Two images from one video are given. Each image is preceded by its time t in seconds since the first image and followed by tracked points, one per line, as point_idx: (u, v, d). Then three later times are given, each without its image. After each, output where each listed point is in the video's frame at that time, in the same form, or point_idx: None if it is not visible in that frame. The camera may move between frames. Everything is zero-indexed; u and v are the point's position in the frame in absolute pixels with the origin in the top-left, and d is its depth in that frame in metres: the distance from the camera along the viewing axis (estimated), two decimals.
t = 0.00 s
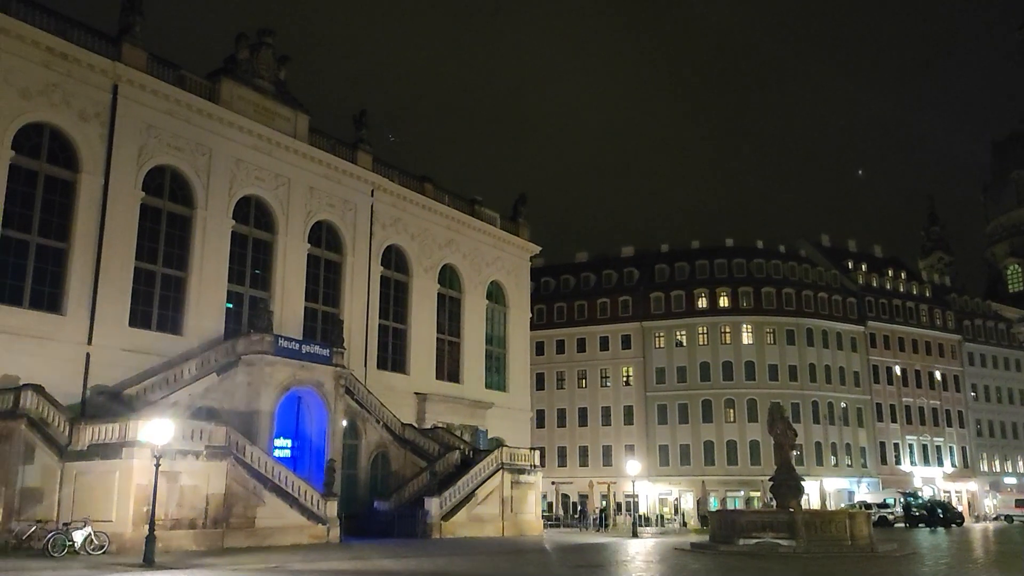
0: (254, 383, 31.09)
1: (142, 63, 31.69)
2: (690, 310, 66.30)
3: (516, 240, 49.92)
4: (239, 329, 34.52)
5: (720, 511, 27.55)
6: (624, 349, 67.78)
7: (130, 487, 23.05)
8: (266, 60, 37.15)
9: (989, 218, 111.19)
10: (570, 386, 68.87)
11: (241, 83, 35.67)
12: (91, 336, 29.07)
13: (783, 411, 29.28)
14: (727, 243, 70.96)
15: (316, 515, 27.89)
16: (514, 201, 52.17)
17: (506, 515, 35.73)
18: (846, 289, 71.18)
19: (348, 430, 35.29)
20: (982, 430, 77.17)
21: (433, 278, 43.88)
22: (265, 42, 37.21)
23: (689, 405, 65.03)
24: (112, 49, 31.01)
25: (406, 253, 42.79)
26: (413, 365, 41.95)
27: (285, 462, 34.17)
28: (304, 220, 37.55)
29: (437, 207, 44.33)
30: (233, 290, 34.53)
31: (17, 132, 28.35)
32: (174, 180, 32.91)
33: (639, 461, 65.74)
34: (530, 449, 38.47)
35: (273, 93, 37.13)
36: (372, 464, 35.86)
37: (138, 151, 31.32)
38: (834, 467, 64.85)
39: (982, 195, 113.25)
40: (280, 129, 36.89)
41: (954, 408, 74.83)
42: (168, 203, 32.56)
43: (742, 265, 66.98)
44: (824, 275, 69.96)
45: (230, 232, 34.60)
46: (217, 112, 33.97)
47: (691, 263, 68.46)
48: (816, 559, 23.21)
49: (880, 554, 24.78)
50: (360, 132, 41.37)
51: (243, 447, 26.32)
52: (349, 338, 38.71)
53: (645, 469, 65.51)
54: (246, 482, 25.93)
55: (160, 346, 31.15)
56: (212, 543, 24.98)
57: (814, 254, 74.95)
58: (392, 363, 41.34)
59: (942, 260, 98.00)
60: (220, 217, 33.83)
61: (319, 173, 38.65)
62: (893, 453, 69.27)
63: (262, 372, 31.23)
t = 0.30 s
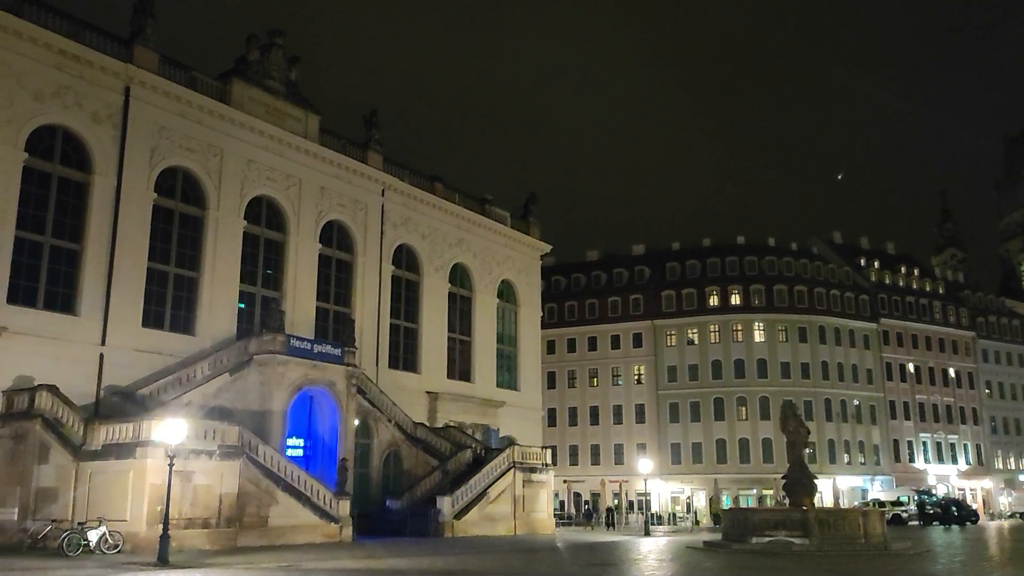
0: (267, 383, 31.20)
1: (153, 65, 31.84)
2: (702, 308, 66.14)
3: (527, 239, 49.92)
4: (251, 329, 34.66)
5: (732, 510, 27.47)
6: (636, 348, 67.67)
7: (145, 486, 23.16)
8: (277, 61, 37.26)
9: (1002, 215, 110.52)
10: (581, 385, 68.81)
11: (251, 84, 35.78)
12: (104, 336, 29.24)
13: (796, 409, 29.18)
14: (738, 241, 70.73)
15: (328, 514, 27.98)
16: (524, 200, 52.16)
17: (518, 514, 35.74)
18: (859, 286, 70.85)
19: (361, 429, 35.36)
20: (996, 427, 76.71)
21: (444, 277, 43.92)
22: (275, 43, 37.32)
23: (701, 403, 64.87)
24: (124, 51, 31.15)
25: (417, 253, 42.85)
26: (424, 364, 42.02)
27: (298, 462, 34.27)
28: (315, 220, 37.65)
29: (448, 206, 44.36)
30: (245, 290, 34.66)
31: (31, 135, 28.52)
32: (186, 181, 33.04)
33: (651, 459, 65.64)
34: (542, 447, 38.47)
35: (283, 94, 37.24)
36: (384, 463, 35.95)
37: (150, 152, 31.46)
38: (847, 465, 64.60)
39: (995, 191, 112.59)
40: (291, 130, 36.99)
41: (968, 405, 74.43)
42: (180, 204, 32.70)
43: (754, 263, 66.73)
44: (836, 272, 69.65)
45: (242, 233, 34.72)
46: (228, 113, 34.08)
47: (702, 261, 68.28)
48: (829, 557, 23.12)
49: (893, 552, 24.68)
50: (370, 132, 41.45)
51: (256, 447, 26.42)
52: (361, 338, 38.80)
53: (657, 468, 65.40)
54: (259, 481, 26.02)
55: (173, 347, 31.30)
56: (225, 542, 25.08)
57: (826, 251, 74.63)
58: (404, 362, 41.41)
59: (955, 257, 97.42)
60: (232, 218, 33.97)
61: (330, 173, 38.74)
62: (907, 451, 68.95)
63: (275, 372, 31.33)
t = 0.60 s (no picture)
0: (278, 384, 31.32)
1: (164, 68, 31.98)
2: (713, 307, 66.00)
3: (537, 239, 49.94)
4: (263, 330, 34.78)
5: (744, 509, 27.42)
6: (647, 347, 67.56)
7: (158, 487, 23.28)
8: (286, 63, 37.37)
9: (1016, 212, 109.81)
10: (592, 385, 68.78)
11: (262, 86, 35.91)
12: (117, 338, 29.39)
13: (808, 408, 29.06)
14: (749, 240, 70.54)
15: (340, 514, 28.06)
16: (534, 200, 52.16)
17: (529, 514, 35.74)
18: (871, 284, 70.54)
19: (372, 430, 35.46)
20: (1011, 426, 76.22)
21: (454, 277, 43.95)
22: (285, 45, 37.43)
23: (712, 403, 64.71)
24: (135, 54, 31.31)
25: (427, 253, 42.90)
26: (435, 365, 42.07)
27: (309, 462, 34.20)
28: (326, 221, 37.73)
29: (458, 207, 44.40)
30: (256, 292, 34.78)
31: (43, 138, 28.68)
32: (197, 183, 33.17)
33: (663, 459, 65.53)
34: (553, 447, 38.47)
35: (294, 95, 37.35)
36: (396, 463, 36.03)
37: (161, 155, 31.60)
38: (860, 465, 64.32)
39: (1009, 188, 111.89)
40: (301, 132, 37.09)
41: (982, 404, 74.03)
42: (192, 206, 32.83)
43: (765, 262, 66.53)
44: (848, 271, 69.36)
45: (253, 235, 34.84)
46: (238, 115, 34.21)
47: (713, 260, 68.10)
48: (843, 557, 23.03)
49: (907, 552, 24.55)
50: (380, 134, 41.52)
51: (268, 448, 26.51)
52: (372, 339, 38.87)
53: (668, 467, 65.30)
54: (272, 482, 26.11)
55: (186, 348, 31.45)
56: (238, 542, 25.16)
57: (838, 250, 74.32)
58: (415, 363, 41.47)
59: (968, 254, 96.83)
60: (243, 219, 34.09)
61: (341, 174, 38.83)
62: (920, 450, 68.64)
63: (287, 373, 31.43)
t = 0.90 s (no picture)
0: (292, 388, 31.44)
1: (179, 74, 32.20)
2: (726, 310, 65.82)
3: (550, 242, 49.95)
4: (277, 334, 34.93)
5: (759, 512, 27.34)
6: (660, 350, 67.41)
7: (174, 491, 23.38)
8: (300, 68, 37.59)
9: None
10: (605, 387, 68.67)
11: (275, 91, 36.09)
12: (133, 343, 29.57)
13: (823, 410, 28.94)
14: (762, 242, 70.31)
15: (355, 517, 28.12)
16: (547, 203, 52.18)
17: (543, 517, 35.71)
18: (886, 286, 70.19)
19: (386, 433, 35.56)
20: None
21: (467, 281, 44.00)
22: (298, 50, 37.63)
23: (726, 405, 64.48)
24: (150, 60, 31.53)
25: (440, 256, 42.97)
26: (448, 368, 42.12)
27: (324, 466, 34.30)
28: (339, 225, 37.86)
29: (470, 211, 44.49)
30: (271, 296, 34.94)
31: (60, 144, 28.93)
32: (212, 188, 33.36)
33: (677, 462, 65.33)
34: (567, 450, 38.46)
35: (307, 100, 37.52)
36: (410, 466, 36.11)
37: (176, 160, 31.81)
38: (876, 467, 63.93)
39: None
40: (314, 136, 37.26)
41: (999, 406, 73.50)
42: (206, 211, 33.01)
43: (779, 263, 66.32)
44: (863, 272, 69.02)
45: (267, 239, 35.00)
46: (252, 120, 34.40)
47: (726, 262, 67.93)
48: (860, 560, 22.91)
49: (924, 554, 24.39)
50: (393, 137, 41.64)
51: (283, 451, 26.62)
52: (386, 342, 38.96)
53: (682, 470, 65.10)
54: (286, 485, 26.20)
55: (201, 352, 31.61)
56: (254, 545, 25.25)
57: (852, 251, 74.00)
58: (428, 366, 41.54)
59: (984, 255, 96.15)
60: (257, 224, 34.27)
61: (354, 178, 38.98)
62: (937, 452, 68.19)
63: (301, 376, 31.56)
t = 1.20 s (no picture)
0: (307, 389, 31.55)
1: (194, 77, 32.37)
2: (740, 310, 65.60)
3: (563, 242, 49.93)
4: (291, 335, 35.05)
5: (775, 513, 27.22)
6: (674, 350, 67.25)
7: (189, 491, 23.48)
8: (313, 70, 37.75)
9: None
10: (619, 388, 68.57)
11: (289, 93, 36.24)
12: (149, 344, 29.74)
13: (838, 411, 28.78)
14: (777, 242, 70.03)
15: (369, 518, 28.21)
16: (560, 204, 52.15)
17: (557, 518, 35.70)
18: (902, 286, 69.81)
19: (400, 434, 35.61)
20: None
21: (480, 281, 44.04)
22: (312, 52, 37.77)
23: (741, 406, 64.25)
24: (165, 63, 31.71)
25: (453, 257, 43.02)
26: (461, 368, 42.14)
27: (337, 466, 33.98)
28: (353, 226, 37.96)
29: (483, 211, 44.52)
30: (285, 297, 35.05)
31: (77, 148, 29.14)
32: (227, 190, 33.51)
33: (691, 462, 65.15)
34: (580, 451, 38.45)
35: (321, 102, 37.63)
36: (423, 467, 36.17)
37: (191, 162, 31.99)
38: (892, 468, 63.52)
39: None
40: (328, 138, 37.37)
41: (1016, 406, 72.97)
42: (221, 213, 33.16)
43: (793, 264, 66.09)
44: (878, 272, 68.64)
45: (282, 241, 35.14)
46: (267, 122, 34.55)
47: (740, 263, 67.71)
48: (876, 562, 22.80)
49: (941, 556, 24.23)
50: (406, 139, 41.71)
51: (297, 452, 26.71)
52: (399, 343, 39.03)
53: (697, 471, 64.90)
54: (301, 486, 26.29)
55: (216, 353, 31.76)
56: (268, 546, 25.32)
57: (867, 251, 73.64)
58: (441, 366, 41.58)
59: (1000, 255, 95.47)
60: (271, 225, 34.41)
61: (368, 180, 39.07)
62: (954, 453, 67.76)
63: (315, 377, 31.65)
